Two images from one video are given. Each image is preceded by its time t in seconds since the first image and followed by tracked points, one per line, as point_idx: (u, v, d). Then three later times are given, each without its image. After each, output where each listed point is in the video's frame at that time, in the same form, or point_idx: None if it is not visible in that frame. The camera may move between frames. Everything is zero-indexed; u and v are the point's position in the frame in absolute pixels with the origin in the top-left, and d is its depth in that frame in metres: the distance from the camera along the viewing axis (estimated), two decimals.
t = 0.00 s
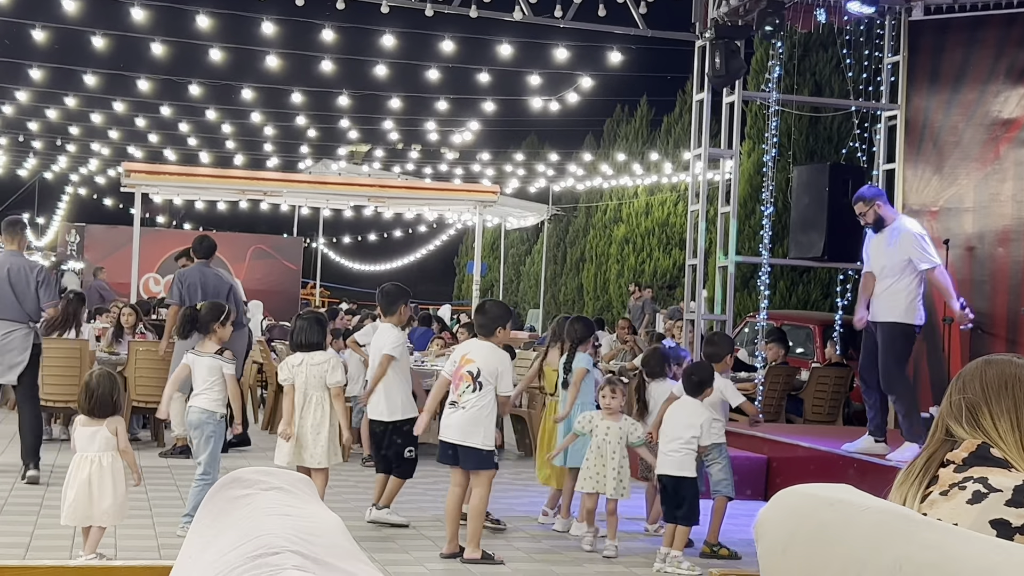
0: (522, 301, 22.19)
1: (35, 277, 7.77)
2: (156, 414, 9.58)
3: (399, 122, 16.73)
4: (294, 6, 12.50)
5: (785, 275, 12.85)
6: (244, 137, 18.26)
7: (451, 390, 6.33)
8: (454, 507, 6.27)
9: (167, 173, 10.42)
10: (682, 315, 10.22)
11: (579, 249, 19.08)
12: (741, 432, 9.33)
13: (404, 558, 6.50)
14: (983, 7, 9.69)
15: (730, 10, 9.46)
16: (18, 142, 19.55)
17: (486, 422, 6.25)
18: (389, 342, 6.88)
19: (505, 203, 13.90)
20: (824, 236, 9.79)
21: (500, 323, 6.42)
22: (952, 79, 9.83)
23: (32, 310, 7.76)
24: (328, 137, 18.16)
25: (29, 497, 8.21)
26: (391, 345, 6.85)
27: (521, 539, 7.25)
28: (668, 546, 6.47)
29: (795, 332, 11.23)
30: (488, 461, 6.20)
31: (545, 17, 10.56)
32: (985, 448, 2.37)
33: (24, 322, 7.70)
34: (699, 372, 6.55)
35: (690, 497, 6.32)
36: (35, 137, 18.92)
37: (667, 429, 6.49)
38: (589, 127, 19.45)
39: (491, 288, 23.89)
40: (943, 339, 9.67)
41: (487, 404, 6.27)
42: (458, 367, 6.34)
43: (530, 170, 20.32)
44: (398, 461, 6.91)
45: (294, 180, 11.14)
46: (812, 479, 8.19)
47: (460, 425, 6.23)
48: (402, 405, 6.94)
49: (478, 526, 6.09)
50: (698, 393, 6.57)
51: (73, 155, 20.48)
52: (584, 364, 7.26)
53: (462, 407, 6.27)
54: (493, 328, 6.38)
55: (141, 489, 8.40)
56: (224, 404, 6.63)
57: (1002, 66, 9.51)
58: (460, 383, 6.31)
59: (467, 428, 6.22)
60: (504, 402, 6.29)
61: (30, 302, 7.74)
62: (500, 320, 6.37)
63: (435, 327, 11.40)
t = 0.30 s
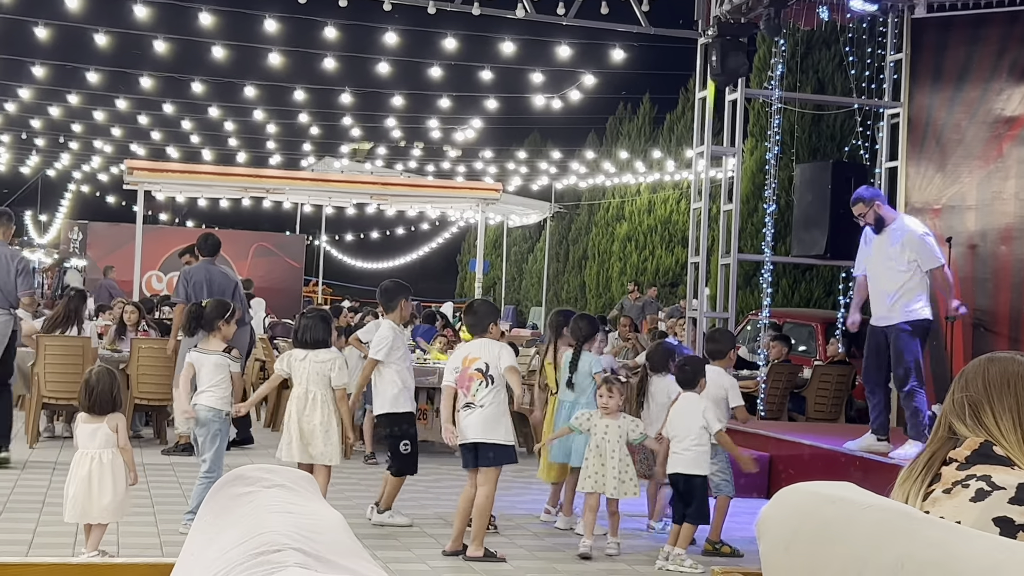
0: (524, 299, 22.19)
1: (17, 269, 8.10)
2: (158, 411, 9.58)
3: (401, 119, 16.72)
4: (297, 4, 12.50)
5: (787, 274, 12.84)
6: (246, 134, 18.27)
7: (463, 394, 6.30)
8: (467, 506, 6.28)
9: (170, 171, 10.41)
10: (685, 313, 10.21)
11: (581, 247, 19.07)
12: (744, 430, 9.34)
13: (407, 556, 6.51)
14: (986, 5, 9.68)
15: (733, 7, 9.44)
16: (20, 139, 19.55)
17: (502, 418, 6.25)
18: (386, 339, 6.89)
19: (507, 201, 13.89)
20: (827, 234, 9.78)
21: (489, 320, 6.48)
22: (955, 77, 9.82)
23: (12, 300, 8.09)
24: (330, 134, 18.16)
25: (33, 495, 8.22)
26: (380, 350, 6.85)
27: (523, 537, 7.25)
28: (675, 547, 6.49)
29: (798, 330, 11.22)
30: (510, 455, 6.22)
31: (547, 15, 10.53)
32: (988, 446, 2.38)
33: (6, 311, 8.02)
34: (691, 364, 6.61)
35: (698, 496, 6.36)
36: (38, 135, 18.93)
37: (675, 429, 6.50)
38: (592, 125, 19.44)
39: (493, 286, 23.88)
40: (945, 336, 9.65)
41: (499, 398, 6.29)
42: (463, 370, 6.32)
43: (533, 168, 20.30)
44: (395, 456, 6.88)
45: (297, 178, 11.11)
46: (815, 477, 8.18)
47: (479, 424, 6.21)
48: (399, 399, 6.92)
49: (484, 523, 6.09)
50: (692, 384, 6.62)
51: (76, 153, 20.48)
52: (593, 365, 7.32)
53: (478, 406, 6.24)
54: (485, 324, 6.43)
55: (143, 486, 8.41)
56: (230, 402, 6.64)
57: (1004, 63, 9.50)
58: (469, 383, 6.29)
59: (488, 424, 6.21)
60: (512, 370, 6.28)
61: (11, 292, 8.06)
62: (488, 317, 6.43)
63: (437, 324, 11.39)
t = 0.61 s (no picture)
0: (527, 298, 22.21)
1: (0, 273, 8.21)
2: (160, 409, 9.59)
3: (404, 118, 16.72)
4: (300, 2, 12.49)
5: (789, 273, 12.84)
6: (249, 132, 18.27)
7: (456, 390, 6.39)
8: (463, 502, 6.32)
9: (172, 169, 10.40)
10: (687, 312, 10.20)
11: (584, 246, 19.08)
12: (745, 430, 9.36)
13: (408, 554, 6.51)
14: (988, 4, 9.67)
15: (735, 6, 9.43)
16: (23, 137, 19.56)
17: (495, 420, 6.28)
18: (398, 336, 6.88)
19: (509, 199, 13.89)
20: (829, 233, 9.78)
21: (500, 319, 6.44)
22: (957, 77, 9.81)
23: None
24: (333, 133, 18.16)
25: (35, 493, 8.23)
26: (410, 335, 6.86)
27: (525, 536, 7.25)
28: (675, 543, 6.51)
29: (800, 329, 11.21)
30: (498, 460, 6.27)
31: (550, 14, 10.51)
32: (994, 447, 2.33)
33: None
34: (702, 361, 6.63)
35: (697, 492, 6.37)
36: (40, 133, 18.94)
37: (674, 426, 6.51)
38: (595, 123, 19.44)
39: (495, 285, 23.88)
40: (949, 336, 9.70)
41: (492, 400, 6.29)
42: (459, 367, 6.39)
43: (535, 166, 20.29)
44: (386, 452, 6.92)
45: (299, 176, 11.06)
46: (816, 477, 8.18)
47: (465, 425, 6.30)
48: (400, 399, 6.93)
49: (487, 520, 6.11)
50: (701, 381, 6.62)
51: (79, 151, 20.49)
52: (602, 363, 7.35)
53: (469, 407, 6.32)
54: (495, 324, 6.38)
55: (145, 485, 8.42)
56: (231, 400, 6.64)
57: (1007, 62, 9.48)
58: (461, 382, 6.36)
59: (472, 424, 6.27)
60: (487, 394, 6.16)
61: None
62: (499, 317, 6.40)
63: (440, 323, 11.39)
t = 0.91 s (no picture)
0: (530, 296, 22.22)
1: None
2: (163, 407, 9.60)
3: (407, 116, 16.72)
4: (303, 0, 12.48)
5: (792, 272, 12.83)
6: (252, 130, 18.27)
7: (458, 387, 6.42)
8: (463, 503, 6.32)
9: (175, 167, 10.40)
10: (690, 311, 10.20)
11: (587, 245, 19.08)
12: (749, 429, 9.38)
13: (411, 552, 6.51)
14: (993, 3, 9.66)
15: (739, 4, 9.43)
16: (26, 135, 19.58)
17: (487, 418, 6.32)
18: (408, 342, 6.91)
19: (513, 198, 13.89)
20: (833, 232, 9.78)
21: (511, 323, 6.44)
22: (961, 76, 9.79)
23: None
24: (336, 131, 18.17)
25: (39, 490, 8.24)
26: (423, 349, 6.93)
27: (528, 534, 7.26)
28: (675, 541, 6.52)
29: (803, 327, 11.21)
30: (493, 457, 6.28)
31: (554, 13, 10.49)
32: None
33: None
34: (719, 374, 6.49)
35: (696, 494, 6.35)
36: (44, 130, 18.95)
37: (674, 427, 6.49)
38: (598, 122, 19.43)
39: (498, 283, 23.88)
40: (952, 338, 9.78)
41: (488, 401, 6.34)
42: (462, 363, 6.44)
43: (538, 165, 20.28)
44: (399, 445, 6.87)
45: (301, 174, 11.00)
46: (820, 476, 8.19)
47: (463, 419, 6.29)
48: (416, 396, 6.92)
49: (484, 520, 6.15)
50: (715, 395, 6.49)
51: (82, 148, 20.50)
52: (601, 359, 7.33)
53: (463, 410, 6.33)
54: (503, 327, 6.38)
55: (148, 482, 8.43)
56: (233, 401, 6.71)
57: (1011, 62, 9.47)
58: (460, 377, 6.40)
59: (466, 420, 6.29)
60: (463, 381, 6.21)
61: None
62: (510, 319, 6.40)
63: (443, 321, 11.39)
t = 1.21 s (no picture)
0: (533, 295, 22.22)
1: None
2: (167, 404, 9.60)
3: (411, 115, 16.72)
4: None
5: (796, 271, 12.82)
6: (257, 128, 18.27)
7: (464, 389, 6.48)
8: (469, 502, 6.32)
9: (180, 165, 10.39)
10: (694, 311, 10.19)
11: (591, 244, 19.07)
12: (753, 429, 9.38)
13: (414, 550, 6.51)
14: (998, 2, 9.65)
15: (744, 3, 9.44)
16: (31, 133, 19.59)
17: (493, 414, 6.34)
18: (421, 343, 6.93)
19: (517, 196, 13.89)
20: (837, 231, 9.77)
21: (504, 320, 6.46)
22: (966, 75, 9.77)
23: None
24: (341, 130, 18.18)
25: (42, 487, 8.25)
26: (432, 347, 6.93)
27: (532, 532, 7.26)
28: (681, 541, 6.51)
29: (807, 327, 11.20)
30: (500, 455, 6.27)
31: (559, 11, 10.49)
32: None
33: None
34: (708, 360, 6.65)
35: (703, 492, 6.35)
36: (49, 128, 18.97)
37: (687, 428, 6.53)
38: (602, 122, 19.43)
39: (502, 282, 23.88)
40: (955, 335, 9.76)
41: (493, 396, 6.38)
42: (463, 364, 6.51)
43: (542, 164, 20.28)
44: (400, 454, 6.94)
45: (306, 172, 11.02)
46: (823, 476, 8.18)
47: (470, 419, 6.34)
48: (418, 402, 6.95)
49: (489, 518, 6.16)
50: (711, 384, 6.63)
51: (87, 146, 20.51)
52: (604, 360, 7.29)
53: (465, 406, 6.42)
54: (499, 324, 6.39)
55: (152, 480, 8.43)
56: (234, 399, 6.71)
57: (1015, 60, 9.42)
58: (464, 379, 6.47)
59: (466, 417, 6.37)
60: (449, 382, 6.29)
61: None
62: (505, 316, 6.43)
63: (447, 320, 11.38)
